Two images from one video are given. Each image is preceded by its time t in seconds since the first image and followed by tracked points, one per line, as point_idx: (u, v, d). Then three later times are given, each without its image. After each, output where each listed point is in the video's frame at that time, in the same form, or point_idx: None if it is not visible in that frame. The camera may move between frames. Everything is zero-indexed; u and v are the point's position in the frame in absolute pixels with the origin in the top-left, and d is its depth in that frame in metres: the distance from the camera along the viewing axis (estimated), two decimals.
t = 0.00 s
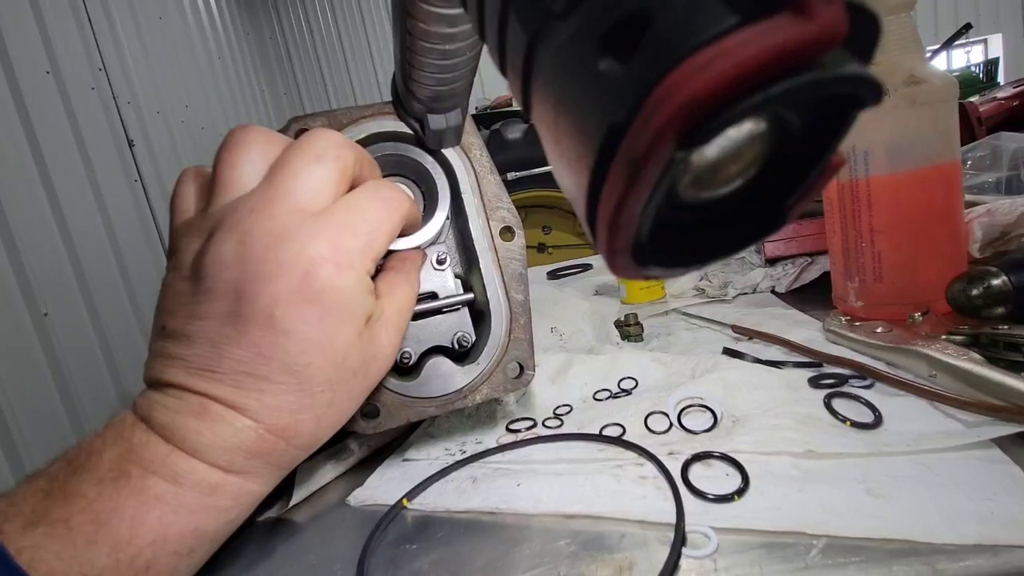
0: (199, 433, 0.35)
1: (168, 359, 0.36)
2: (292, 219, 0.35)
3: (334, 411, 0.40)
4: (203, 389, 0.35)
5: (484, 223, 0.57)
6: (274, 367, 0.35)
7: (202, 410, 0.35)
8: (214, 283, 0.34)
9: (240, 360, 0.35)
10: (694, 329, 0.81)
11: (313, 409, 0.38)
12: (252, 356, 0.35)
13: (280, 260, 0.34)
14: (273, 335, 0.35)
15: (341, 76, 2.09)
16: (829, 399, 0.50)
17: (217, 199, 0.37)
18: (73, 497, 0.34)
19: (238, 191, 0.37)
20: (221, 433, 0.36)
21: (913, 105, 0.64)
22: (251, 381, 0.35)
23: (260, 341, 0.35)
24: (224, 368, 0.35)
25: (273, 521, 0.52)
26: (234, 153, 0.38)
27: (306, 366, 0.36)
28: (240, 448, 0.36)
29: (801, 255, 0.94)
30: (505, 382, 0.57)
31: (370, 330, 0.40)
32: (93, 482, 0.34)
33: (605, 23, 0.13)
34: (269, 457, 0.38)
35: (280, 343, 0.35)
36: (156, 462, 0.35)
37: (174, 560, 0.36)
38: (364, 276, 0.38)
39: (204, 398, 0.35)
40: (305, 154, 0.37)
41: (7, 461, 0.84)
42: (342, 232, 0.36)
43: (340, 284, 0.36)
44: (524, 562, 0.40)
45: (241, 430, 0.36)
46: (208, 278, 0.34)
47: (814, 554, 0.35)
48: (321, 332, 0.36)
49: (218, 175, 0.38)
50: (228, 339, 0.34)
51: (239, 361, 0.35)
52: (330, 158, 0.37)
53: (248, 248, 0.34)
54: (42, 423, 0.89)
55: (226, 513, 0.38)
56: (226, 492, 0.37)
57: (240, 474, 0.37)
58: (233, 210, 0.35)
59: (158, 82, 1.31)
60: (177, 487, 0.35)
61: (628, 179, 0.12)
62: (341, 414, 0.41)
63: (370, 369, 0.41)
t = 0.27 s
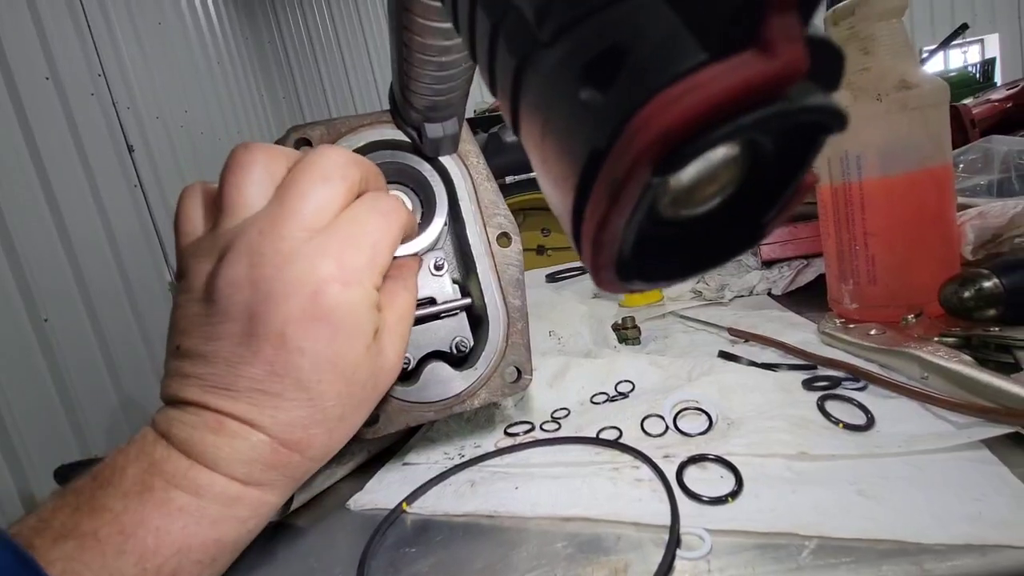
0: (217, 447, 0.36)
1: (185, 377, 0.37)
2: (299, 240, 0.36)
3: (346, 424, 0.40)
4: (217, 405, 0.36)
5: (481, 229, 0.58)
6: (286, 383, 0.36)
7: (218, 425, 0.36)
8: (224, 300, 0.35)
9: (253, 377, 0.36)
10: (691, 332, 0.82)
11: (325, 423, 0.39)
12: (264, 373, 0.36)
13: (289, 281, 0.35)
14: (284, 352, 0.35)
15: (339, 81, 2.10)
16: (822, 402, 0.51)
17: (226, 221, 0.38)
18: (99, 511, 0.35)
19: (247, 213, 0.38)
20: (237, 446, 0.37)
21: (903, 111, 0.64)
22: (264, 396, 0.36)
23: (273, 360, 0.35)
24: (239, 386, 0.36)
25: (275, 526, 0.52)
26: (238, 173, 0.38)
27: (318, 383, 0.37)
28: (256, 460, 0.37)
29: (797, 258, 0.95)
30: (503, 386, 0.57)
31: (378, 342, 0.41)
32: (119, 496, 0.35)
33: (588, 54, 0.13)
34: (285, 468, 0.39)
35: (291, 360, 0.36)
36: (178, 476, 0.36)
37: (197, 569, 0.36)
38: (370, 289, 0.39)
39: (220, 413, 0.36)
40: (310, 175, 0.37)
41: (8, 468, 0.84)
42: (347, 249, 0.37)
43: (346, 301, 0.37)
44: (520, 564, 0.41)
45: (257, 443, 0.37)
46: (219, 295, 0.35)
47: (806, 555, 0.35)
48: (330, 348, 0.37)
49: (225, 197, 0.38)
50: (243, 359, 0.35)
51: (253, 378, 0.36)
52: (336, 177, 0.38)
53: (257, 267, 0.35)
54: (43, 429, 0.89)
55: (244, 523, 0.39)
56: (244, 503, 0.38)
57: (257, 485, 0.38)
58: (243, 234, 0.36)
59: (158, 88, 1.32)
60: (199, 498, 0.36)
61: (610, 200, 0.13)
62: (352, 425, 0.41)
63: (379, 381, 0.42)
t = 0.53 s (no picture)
0: (206, 449, 0.37)
1: (179, 377, 0.37)
2: (294, 244, 0.35)
3: (335, 429, 0.41)
4: (207, 407, 0.37)
5: (478, 230, 0.58)
6: (277, 387, 0.36)
7: (208, 427, 0.37)
8: (218, 304, 0.35)
9: (246, 381, 0.36)
10: (689, 332, 0.82)
11: (313, 428, 0.39)
12: (254, 377, 0.36)
13: (281, 287, 0.34)
14: (275, 358, 0.35)
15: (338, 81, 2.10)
16: (821, 403, 0.50)
17: (225, 221, 0.37)
18: (90, 508, 0.36)
19: (246, 214, 0.37)
20: (227, 449, 0.37)
21: (902, 111, 0.64)
22: (254, 400, 0.36)
23: (264, 364, 0.35)
24: (230, 389, 0.36)
25: (271, 529, 0.52)
26: (240, 172, 0.37)
27: (308, 389, 0.37)
28: (244, 463, 0.38)
29: (796, 257, 0.95)
30: (500, 388, 0.57)
31: (370, 347, 0.41)
32: (109, 494, 0.36)
33: (574, 58, 0.13)
34: (273, 471, 0.39)
35: (281, 364, 0.36)
36: (168, 475, 0.37)
37: (185, 567, 0.37)
38: (364, 293, 0.38)
39: (210, 416, 0.37)
40: (308, 177, 0.37)
41: (8, 470, 0.84)
42: (341, 254, 0.37)
43: (340, 307, 0.37)
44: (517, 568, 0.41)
45: (245, 448, 0.38)
46: (213, 299, 0.35)
47: (805, 559, 0.35)
48: (323, 354, 0.37)
49: (225, 198, 0.37)
50: (234, 362, 0.35)
51: (245, 383, 0.36)
52: (333, 180, 0.37)
53: (252, 274, 0.34)
54: (42, 430, 0.89)
55: (234, 523, 0.39)
56: (234, 505, 0.39)
57: (246, 487, 0.39)
58: (237, 237, 0.35)
59: (157, 90, 1.31)
60: (188, 498, 0.37)
61: (596, 207, 0.13)
62: (340, 432, 0.41)
63: (370, 385, 0.42)
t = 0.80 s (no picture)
0: (212, 439, 0.38)
1: (187, 368, 0.38)
2: (305, 242, 0.35)
3: (339, 425, 0.41)
4: (214, 398, 0.37)
5: (482, 229, 0.58)
6: (282, 382, 0.37)
7: (213, 418, 0.37)
8: (229, 301, 0.35)
9: (249, 375, 0.36)
10: (692, 330, 0.82)
11: (317, 423, 0.39)
12: (261, 372, 0.36)
13: (290, 284, 0.35)
14: (281, 353, 0.36)
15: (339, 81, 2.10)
16: (824, 400, 0.51)
17: (238, 215, 0.37)
18: (98, 492, 0.36)
19: (260, 208, 0.37)
20: (233, 441, 0.38)
21: (902, 109, 0.64)
22: (259, 394, 0.37)
23: (270, 360, 0.36)
24: (236, 381, 0.36)
25: (278, 525, 0.52)
26: (258, 167, 0.38)
27: (312, 385, 0.37)
28: (248, 454, 0.38)
29: (798, 256, 0.95)
30: (505, 386, 0.58)
31: (375, 346, 0.41)
32: (117, 479, 0.37)
33: (589, 61, 0.14)
34: (277, 464, 0.40)
35: (287, 360, 0.36)
36: (175, 463, 0.38)
37: (188, 555, 0.38)
38: (371, 292, 0.39)
39: (216, 407, 0.37)
40: (318, 173, 0.37)
41: (9, 466, 0.84)
42: (349, 254, 0.37)
43: (347, 306, 0.37)
44: (523, 563, 0.41)
45: (247, 440, 0.38)
46: (224, 295, 0.35)
47: (808, 553, 0.35)
48: (329, 351, 0.37)
49: (240, 191, 0.38)
50: (241, 357, 0.36)
51: (250, 376, 0.36)
52: (344, 178, 0.38)
53: (261, 269, 0.35)
54: (44, 428, 0.89)
55: (237, 513, 0.40)
56: (238, 496, 0.39)
57: (251, 479, 0.40)
58: (249, 231, 0.36)
59: (157, 90, 1.32)
60: (193, 487, 0.38)
61: (612, 205, 0.13)
62: (344, 428, 0.42)
63: (375, 383, 0.42)
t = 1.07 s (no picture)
0: (218, 434, 0.38)
1: (195, 362, 0.39)
2: (313, 240, 0.36)
3: (343, 423, 0.42)
4: (220, 393, 0.38)
5: (484, 230, 0.59)
6: (286, 380, 0.37)
7: (218, 412, 0.38)
8: (238, 299, 0.36)
9: (255, 372, 0.37)
10: (692, 330, 0.82)
11: (321, 421, 0.40)
12: (266, 369, 0.37)
13: (296, 284, 0.35)
14: (286, 351, 0.36)
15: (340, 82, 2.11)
16: (822, 399, 0.51)
17: (253, 210, 0.38)
18: (106, 484, 0.37)
19: (272, 204, 0.38)
20: (238, 435, 0.38)
21: (900, 110, 0.65)
22: (264, 391, 0.37)
23: (276, 357, 0.36)
24: (242, 378, 0.37)
25: (282, 523, 0.53)
26: (276, 165, 0.38)
27: (316, 384, 0.38)
28: (253, 450, 0.39)
29: (798, 256, 0.95)
30: (507, 386, 0.58)
31: (379, 347, 0.42)
32: (126, 471, 0.38)
33: (590, 72, 0.14)
34: (281, 460, 0.41)
35: (292, 359, 0.37)
36: (182, 456, 0.38)
37: (194, 547, 0.38)
38: (376, 291, 0.39)
39: (221, 403, 0.38)
40: (327, 170, 0.37)
41: (9, 463, 0.84)
42: (355, 251, 0.37)
43: (352, 306, 0.37)
44: (525, 560, 0.42)
45: (251, 435, 0.39)
46: (234, 294, 0.36)
47: (806, 549, 0.36)
48: (332, 351, 0.38)
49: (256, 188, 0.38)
50: (247, 354, 0.37)
51: (257, 373, 0.37)
52: (352, 175, 0.38)
53: (269, 268, 0.35)
54: (45, 426, 0.90)
55: (242, 508, 0.40)
56: (244, 488, 0.40)
57: (257, 473, 0.40)
58: (258, 228, 0.36)
59: (157, 90, 1.32)
60: (199, 479, 0.38)
61: (612, 211, 0.14)
62: (347, 426, 0.42)
63: (380, 383, 0.43)
